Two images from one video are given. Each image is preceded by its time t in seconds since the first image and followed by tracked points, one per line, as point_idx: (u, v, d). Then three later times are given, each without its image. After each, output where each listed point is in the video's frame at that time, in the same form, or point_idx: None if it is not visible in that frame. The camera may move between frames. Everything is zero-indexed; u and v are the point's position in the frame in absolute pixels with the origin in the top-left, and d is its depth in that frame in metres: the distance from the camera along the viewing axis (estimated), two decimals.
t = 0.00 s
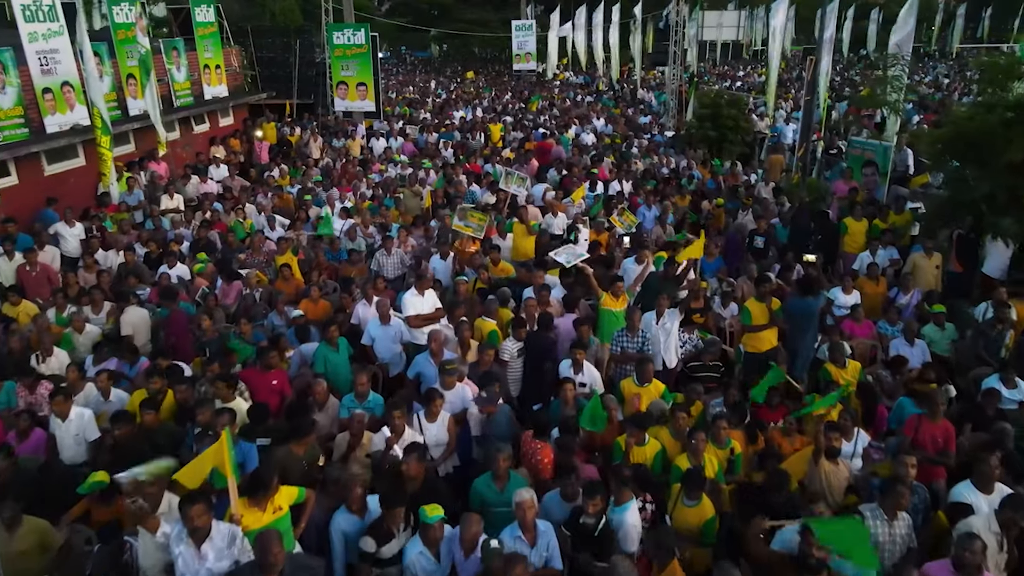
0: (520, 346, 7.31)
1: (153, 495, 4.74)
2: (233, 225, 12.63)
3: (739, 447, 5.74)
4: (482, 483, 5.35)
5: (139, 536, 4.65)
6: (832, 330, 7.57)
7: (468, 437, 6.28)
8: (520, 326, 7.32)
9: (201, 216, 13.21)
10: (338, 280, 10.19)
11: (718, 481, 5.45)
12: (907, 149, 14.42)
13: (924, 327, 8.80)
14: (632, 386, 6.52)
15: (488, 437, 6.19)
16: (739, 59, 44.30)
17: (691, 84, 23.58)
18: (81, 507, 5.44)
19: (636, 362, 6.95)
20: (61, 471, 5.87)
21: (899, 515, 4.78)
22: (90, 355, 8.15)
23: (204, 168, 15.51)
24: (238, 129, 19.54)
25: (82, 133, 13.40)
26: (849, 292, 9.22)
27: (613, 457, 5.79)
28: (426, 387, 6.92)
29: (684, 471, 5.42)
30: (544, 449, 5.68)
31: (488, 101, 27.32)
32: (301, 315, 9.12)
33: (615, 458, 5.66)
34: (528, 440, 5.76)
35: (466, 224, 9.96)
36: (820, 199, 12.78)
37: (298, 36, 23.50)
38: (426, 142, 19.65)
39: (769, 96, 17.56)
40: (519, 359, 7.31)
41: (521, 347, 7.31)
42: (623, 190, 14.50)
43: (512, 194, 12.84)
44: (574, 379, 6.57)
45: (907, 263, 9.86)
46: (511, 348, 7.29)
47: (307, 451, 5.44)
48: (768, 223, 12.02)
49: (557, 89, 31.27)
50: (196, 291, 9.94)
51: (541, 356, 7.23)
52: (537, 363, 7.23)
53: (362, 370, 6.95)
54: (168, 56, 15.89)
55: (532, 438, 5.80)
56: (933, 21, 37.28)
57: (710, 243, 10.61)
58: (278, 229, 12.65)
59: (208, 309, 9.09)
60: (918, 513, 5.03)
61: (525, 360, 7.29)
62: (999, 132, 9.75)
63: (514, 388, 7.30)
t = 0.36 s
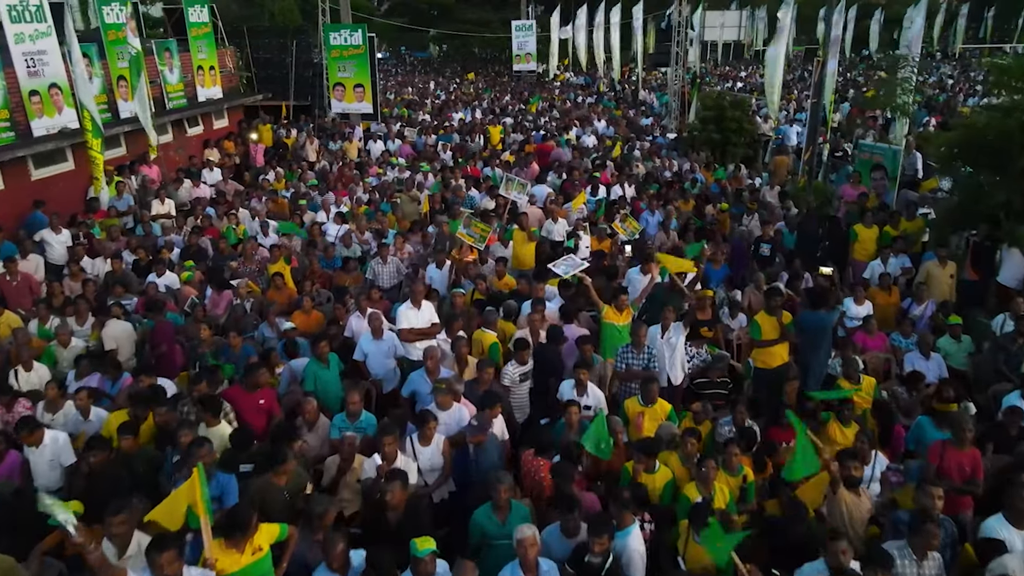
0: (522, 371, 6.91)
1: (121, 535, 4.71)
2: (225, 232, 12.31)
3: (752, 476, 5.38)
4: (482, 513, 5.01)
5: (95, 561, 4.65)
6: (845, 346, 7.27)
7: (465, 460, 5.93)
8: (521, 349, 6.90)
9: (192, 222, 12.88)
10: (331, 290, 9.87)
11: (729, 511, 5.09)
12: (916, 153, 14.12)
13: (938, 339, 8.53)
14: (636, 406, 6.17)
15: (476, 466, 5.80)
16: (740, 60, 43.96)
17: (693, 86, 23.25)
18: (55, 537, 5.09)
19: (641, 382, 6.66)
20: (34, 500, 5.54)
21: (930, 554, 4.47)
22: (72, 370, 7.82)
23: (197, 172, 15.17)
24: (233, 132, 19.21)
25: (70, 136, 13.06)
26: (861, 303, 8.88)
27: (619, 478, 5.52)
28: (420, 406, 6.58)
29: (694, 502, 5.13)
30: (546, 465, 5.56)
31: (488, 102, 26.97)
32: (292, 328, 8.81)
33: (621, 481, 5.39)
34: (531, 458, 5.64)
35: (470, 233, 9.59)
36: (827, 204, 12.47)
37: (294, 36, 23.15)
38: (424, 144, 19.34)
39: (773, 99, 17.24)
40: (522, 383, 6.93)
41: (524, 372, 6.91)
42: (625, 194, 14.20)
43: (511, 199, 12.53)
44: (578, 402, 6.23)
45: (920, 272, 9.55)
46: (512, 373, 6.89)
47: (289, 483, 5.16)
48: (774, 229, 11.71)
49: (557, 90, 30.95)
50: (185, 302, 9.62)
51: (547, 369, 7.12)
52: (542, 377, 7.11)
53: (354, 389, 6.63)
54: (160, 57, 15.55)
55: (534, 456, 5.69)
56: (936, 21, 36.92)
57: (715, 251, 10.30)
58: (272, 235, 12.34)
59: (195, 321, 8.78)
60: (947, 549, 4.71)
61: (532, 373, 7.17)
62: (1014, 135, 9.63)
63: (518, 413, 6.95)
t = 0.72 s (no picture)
0: (523, 406, 6.10)
1: None
2: (213, 239, 11.94)
3: (769, 515, 5.11)
4: (475, 562, 4.61)
5: None
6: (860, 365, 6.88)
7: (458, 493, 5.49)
8: (526, 382, 6.10)
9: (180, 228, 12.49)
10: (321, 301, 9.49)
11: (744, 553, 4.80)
12: (927, 157, 13.71)
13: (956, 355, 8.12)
14: (640, 430, 5.82)
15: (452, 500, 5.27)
16: (742, 61, 43.59)
17: (696, 87, 22.87)
18: None
19: (645, 407, 6.26)
20: None
21: None
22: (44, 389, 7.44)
23: (187, 177, 14.77)
24: (225, 134, 18.83)
25: (54, 141, 12.65)
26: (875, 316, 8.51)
27: (627, 513, 5.20)
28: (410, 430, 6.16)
29: (701, 546, 4.78)
30: (540, 481, 5.23)
31: (487, 104, 26.56)
32: (278, 343, 8.42)
33: (628, 518, 5.07)
34: (525, 474, 5.32)
35: (432, 242, 9.53)
36: (835, 211, 12.09)
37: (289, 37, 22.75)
38: (421, 147, 18.95)
39: (778, 101, 16.84)
40: (521, 418, 6.12)
41: (526, 408, 6.10)
42: (626, 200, 13.81)
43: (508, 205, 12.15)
44: (568, 429, 5.82)
45: (936, 283, 9.15)
46: (511, 405, 6.11)
47: (260, 524, 4.80)
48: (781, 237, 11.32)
49: (557, 91, 30.55)
50: (169, 315, 9.26)
51: (551, 381, 6.70)
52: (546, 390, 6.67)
53: (340, 412, 6.24)
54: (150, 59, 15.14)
55: (528, 471, 5.38)
56: (941, 22, 36.49)
57: (721, 261, 9.90)
58: (262, 243, 11.96)
59: (176, 336, 8.38)
60: None
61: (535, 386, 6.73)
62: None
63: (513, 451, 6.17)
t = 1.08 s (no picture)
0: (528, 432, 5.73)
1: None
2: (204, 246, 11.63)
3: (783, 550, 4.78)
4: None
5: None
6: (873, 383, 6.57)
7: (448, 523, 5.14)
8: (533, 405, 5.73)
9: (170, 234, 12.17)
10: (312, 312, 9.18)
11: None
12: (935, 160, 13.39)
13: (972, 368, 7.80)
14: (645, 455, 5.51)
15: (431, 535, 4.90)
16: (743, 62, 43.28)
17: (698, 88, 22.55)
18: None
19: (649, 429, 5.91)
20: None
21: None
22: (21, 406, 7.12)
23: (178, 180, 14.46)
24: (219, 137, 18.52)
25: (41, 144, 12.33)
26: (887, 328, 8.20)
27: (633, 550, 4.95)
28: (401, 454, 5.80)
29: None
30: (547, 512, 4.92)
31: (485, 105, 26.26)
32: (265, 356, 8.09)
33: (636, 556, 4.83)
34: (525, 504, 4.98)
35: (429, 251, 9.33)
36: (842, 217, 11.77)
37: (285, 37, 22.41)
38: (418, 149, 18.63)
39: (782, 103, 16.52)
40: (527, 444, 5.74)
41: (531, 433, 5.72)
42: (627, 205, 13.49)
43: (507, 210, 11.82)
44: (563, 455, 5.47)
45: (949, 292, 8.84)
46: (516, 430, 5.75)
47: (235, 562, 4.49)
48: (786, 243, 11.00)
49: (557, 91, 30.22)
50: (155, 325, 8.95)
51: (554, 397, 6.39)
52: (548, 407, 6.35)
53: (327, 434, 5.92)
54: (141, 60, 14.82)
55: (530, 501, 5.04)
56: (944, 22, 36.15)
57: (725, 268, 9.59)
58: (253, 249, 11.65)
59: (161, 348, 8.07)
60: None
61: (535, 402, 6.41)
62: None
63: (515, 479, 5.76)
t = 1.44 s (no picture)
0: (537, 467, 5.31)
1: None
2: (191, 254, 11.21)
3: None
4: None
5: None
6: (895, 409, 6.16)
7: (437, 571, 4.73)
8: (543, 440, 5.30)
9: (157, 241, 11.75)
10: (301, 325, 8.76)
11: None
12: (948, 165, 12.96)
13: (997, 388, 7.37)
14: (654, 490, 5.12)
15: None
16: (745, 63, 42.83)
17: (701, 90, 22.10)
18: None
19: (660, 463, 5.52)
20: None
21: None
22: None
23: (167, 186, 14.03)
24: (212, 140, 18.10)
25: (23, 148, 11.92)
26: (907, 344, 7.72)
27: None
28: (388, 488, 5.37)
29: None
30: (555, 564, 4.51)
31: (485, 107, 25.81)
32: (250, 374, 7.66)
33: None
34: (529, 549, 4.61)
35: (456, 263, 8.49)
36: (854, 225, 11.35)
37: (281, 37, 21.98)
38: (415, 152, 18.19)
39: (788, 105, 16.08)
40: (536, 482, 5.32)
41: (541, 470, 5.30)
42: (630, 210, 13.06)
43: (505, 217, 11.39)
44: (572, 496, 5.07)
45: (969, 305, 8.46)
46: (525, 465, 5.33)
47: None
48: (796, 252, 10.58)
49: (558, 93, 29.77)
50: (136, 339, 8.52)
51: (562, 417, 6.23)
52: (555, 427, 6.19)
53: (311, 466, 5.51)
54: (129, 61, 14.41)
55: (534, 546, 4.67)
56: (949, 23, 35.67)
57: (734, 279, 9.17)
58: (243, 257, 11.22)
59: (140, 366, 7.65)
60: None
61: (541, 421, 6.27)
62: None
63: (520, 517, 5.38)
